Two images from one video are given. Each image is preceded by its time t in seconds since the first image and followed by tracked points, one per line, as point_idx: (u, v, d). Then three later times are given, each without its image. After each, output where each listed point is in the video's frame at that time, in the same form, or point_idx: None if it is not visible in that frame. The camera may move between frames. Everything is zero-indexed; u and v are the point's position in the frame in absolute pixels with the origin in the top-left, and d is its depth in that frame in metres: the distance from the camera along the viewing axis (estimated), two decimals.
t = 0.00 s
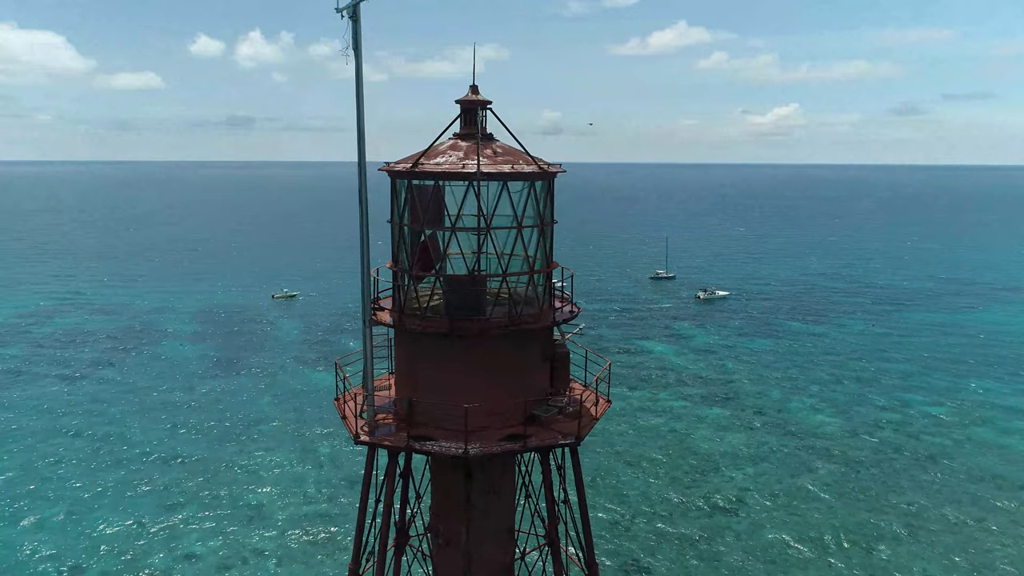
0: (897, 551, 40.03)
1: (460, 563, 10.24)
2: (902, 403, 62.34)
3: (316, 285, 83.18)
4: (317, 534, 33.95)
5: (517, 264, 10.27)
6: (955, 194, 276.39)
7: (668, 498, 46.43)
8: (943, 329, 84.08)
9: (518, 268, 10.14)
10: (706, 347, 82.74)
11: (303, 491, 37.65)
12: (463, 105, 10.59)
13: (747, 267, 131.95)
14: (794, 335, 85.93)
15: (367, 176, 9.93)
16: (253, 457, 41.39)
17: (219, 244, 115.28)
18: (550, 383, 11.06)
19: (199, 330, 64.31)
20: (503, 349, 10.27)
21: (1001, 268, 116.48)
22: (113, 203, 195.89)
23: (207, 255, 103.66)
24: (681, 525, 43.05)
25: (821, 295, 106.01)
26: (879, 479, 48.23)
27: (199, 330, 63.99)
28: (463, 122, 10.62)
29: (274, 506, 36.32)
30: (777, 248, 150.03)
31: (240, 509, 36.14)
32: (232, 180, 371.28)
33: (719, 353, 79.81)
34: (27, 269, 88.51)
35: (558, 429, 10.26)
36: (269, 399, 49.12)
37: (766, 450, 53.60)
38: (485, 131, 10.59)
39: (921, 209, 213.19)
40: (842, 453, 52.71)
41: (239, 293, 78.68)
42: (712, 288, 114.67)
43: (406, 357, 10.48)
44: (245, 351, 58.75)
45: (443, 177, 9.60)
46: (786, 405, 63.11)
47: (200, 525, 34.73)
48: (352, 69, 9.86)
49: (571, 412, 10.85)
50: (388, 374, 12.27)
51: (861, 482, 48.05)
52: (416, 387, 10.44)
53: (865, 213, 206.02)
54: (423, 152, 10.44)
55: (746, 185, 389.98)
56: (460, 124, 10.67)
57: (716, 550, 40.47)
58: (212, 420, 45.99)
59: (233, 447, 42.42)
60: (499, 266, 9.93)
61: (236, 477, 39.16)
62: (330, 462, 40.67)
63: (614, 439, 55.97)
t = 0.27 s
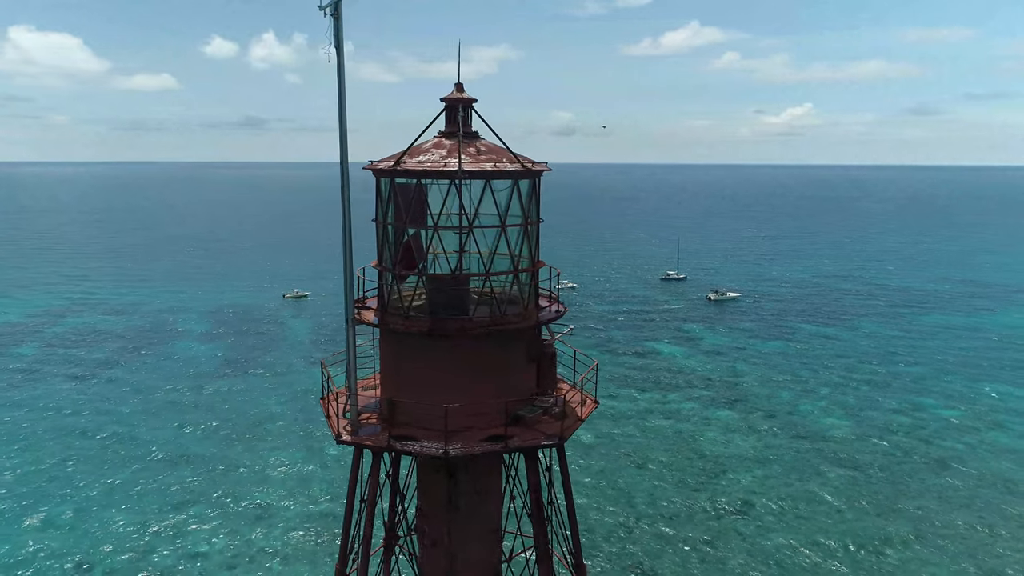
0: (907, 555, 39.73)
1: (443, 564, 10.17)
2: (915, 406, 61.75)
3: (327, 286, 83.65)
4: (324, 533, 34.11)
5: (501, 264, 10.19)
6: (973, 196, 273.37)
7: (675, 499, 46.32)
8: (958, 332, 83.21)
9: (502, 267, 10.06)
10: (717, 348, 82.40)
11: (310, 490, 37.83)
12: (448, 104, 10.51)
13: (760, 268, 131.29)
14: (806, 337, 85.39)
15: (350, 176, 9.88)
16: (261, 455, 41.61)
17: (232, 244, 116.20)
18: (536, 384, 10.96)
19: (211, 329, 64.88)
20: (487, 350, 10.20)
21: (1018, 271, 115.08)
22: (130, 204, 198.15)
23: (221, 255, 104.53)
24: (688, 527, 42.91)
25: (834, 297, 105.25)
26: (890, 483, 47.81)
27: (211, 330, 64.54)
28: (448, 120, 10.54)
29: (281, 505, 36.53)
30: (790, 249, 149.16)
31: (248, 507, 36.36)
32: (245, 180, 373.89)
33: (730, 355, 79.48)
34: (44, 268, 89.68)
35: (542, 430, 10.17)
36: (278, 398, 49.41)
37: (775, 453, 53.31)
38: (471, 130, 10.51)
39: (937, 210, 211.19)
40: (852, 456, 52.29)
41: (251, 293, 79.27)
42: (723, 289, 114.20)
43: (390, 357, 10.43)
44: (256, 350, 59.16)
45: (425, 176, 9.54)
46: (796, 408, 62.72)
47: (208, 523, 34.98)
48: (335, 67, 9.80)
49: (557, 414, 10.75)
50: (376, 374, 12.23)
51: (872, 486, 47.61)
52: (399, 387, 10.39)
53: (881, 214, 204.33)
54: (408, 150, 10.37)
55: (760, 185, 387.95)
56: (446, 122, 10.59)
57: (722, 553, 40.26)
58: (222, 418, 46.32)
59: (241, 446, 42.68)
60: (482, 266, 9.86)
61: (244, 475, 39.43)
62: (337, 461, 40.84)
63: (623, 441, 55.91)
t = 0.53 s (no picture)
0: (913, 559, 39.48)
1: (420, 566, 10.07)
2: (925, 408, 61.21)
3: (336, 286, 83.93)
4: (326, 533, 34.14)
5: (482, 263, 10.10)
6: (987, 196, 270.82)
7: (680, 501, 46.20)
8: (971, 334, 82.38)
9: (482, 268, 9.98)
10: (725, 350, 82.09)
11: (314, 491, 37.90)
12: (430, 101, 10.41)
13: (770, 269, 130.66)
14: (816, 338, 84.88)
15: (329, 174, 9.81)
16: (266, 455, 41.78)
17: (242, 244, 116.84)
18: (519, 384, 10.88)
19: (219, 330, 65.27)
20: (468, 352, 10.12)
21: None
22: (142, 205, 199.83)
23: (231, 255, 105.21)
24: (692, 529, 42.76)
25: (844, 298, 104.61)
26: (898, 486, 47.47)
27: (219, 330, 64.91)
28: (430, 118, 10.44)
29: (285, 505, 36.63)
30: (801, 250, 148.32)
31: (252, 507, 36.50)
32: (256, 181, 375.64)
33: (738, 357, 79.13)
34: (56, 268, 90.55)
35: (522, 432, 10.09)
36: (284, 399, 49.58)
37: (781, 455, 53.04)
38: (452, 129, 10.42)
39: (951, 211, 209.28)
40: (859, 458, 51.99)
41: (260, 293, 79.63)
42: (733, 290, 113.76)
43: (372, 357, 10.37)
44: (263, 351, 59.45)
45: (403, 175, 9.46)
46: (804, 410, 62.34)
47: (211, 523, 35.11)
48: (313, 66, 9.72)
49: (539, 415, 10.64)
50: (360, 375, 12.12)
51: (879, 488, 47.31)
52: (379, 388, 10.35)
53: (893, 215, 202.67)
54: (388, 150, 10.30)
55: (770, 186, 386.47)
56: (428, 121, 10.47)
57: (725, 555, 40.13)
58: (228, 418, 46.55)
59: (246, 446, 42.85)
60: (461, 266, 9.77)
61: (249, 475, 39.61)
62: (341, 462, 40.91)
63: (628, 442, 55.78)
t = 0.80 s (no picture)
0: (914, 562, 39.29)
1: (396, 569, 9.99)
2: (929, 411, 60.95)
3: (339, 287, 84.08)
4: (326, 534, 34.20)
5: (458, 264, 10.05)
6: (993, 196, 269.67)
7: (680, 502, 46.11)
8: (976, 336, 81.98)
9: (459, 269, 9.92)
10: (728, 351, 81.89)
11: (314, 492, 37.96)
12: (408, 101, 10.35)
13: (775, 270, 130.28)
14: (820, 340, 84.60)
15: (304, 174, 9.75)
16: (267, 456, 41.86)
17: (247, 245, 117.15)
18: (497, 386, 10.82)
19: (222, 330, 65.46)
20: (443, 353, 10.06)
21: None
22: (148, 206, 200.76)
23: (235, 256, 105.48)
24: (693, 531, 42.65)
25: (849, 299, 104.25)
26: (900, 488, 47.28)
27: (222, 331, 65.11)
28: (408, 118, 10.37)
29: (285, 506, 36.68)
30: (806, 252, 147.89)
31: (252, 508, 36.57)
32: (262, 182, 376.85)
33: (741, 358, 78.97)
34: (61, 269, 90.93)
35: (498, 434, 10.02)
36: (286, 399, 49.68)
37: (783, 457, 52.89)
38: (430, 128, 10.33)
39: (957, 212, 208.41)
40: (861, 460, 51.81)
41: (262, 294, 79.83)
42: (737, 291, 113.51)
43: (348, 358, 10.32)
44: (265, 351, 59.58)
45: (377, 175, 9.40)
46: (807, 411, 62.14)
47: (212, 523, 35.22)
48: (288, 66, 9.65)
49: (517, 417, 10.59)
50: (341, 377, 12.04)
51: (881, 491, 47.12)
52: (355, 389, 10.30)
53: (899, 216, 201.96)
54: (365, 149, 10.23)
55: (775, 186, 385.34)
56: (406, 121, 10.41)
57: (724, 558, 40.02)
58: (230, 418, 46.67)
59: (248, 446, 42.97)
60: (436, 267, 9.73)
61: (250, 474, 39.70)
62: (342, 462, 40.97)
63: (630, 443, 55.72)
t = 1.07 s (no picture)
0: (914, 565, 39.12)
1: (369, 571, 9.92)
2: (932, 413, 60.70)
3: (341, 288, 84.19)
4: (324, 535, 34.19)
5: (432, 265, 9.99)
6: (999, 197, 268.70)
7: (679, 504, 46.01)
8: (981, 338, 81.63)
9: (432, 270, 9.86)
10: (731, 352, 81.74)
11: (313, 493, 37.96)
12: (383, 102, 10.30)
13: (778, 271, 129.98)
14: (823, 341, 84.36)
15: (275, 175, 9.67)
16: (267, 457, 41.92)
17: (250, 246, 117.42)
18: (474, 388, 10.73)
19: (224, 330, 65.61)
20: (417, 355, 9.99)
21: None
22: (152, 206, 201.32)
23: (238, 256, 105.74)
24: (692, 533, 42.54)
25: (853, 301, 103.94)
26: (901, 491, 47.07)
27: (224, 331, 65.27)
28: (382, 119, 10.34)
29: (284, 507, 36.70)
30: (810, 253, 147.50)
31: (251, 509, 36.59)
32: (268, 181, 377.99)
33: (743, 359, 78.85)
34: (65, 269, 91.30)
35: (472, 437, 9.94)
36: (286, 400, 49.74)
37: (785, 459, 52.77)
38: (405, 129, 10.29)
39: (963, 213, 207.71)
40: (862, 463, 51.64)
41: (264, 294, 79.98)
42: (740, 293, 113.26)
43: (322, 359, 10.25)
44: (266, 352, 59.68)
45: (349, 176, 9.34)
46: (808, 413, 61.97)
47: (211, 523, 35.27)
48: (259, 67, 9.59)
49: (493, 420, 10.50)
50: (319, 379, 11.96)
51: (880, 493, 46.98)
52: (329, 392, 10.21)
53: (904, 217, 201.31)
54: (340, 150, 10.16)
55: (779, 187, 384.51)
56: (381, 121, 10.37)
57: (723, 560, 39.90)
58: (230, 419, 46.76)
59: (248, 447, 43.02)
60: (408, 267, 9.67)
61: (250, 475, 39.76)
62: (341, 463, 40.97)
63: (630, 445, 55.68)
